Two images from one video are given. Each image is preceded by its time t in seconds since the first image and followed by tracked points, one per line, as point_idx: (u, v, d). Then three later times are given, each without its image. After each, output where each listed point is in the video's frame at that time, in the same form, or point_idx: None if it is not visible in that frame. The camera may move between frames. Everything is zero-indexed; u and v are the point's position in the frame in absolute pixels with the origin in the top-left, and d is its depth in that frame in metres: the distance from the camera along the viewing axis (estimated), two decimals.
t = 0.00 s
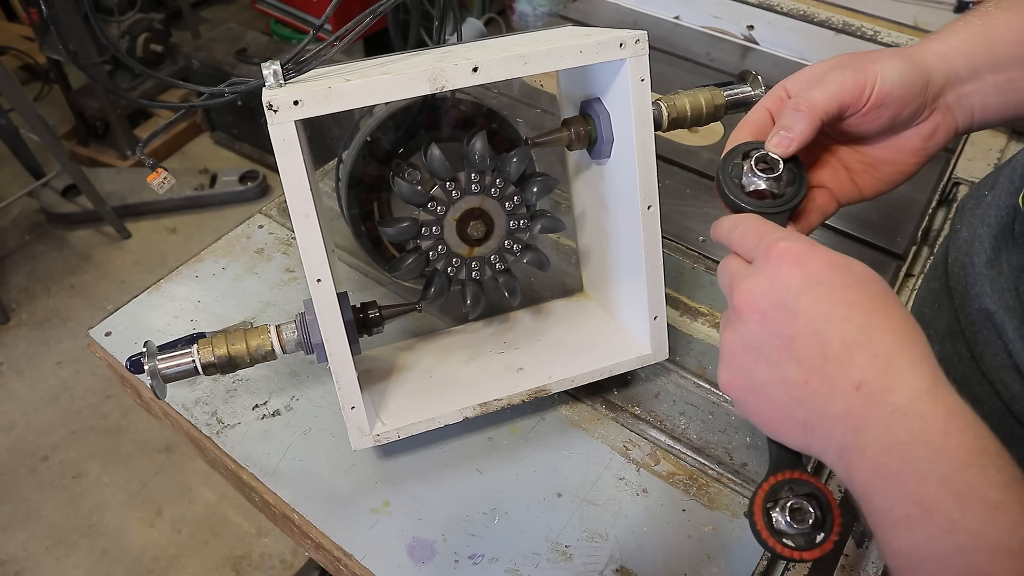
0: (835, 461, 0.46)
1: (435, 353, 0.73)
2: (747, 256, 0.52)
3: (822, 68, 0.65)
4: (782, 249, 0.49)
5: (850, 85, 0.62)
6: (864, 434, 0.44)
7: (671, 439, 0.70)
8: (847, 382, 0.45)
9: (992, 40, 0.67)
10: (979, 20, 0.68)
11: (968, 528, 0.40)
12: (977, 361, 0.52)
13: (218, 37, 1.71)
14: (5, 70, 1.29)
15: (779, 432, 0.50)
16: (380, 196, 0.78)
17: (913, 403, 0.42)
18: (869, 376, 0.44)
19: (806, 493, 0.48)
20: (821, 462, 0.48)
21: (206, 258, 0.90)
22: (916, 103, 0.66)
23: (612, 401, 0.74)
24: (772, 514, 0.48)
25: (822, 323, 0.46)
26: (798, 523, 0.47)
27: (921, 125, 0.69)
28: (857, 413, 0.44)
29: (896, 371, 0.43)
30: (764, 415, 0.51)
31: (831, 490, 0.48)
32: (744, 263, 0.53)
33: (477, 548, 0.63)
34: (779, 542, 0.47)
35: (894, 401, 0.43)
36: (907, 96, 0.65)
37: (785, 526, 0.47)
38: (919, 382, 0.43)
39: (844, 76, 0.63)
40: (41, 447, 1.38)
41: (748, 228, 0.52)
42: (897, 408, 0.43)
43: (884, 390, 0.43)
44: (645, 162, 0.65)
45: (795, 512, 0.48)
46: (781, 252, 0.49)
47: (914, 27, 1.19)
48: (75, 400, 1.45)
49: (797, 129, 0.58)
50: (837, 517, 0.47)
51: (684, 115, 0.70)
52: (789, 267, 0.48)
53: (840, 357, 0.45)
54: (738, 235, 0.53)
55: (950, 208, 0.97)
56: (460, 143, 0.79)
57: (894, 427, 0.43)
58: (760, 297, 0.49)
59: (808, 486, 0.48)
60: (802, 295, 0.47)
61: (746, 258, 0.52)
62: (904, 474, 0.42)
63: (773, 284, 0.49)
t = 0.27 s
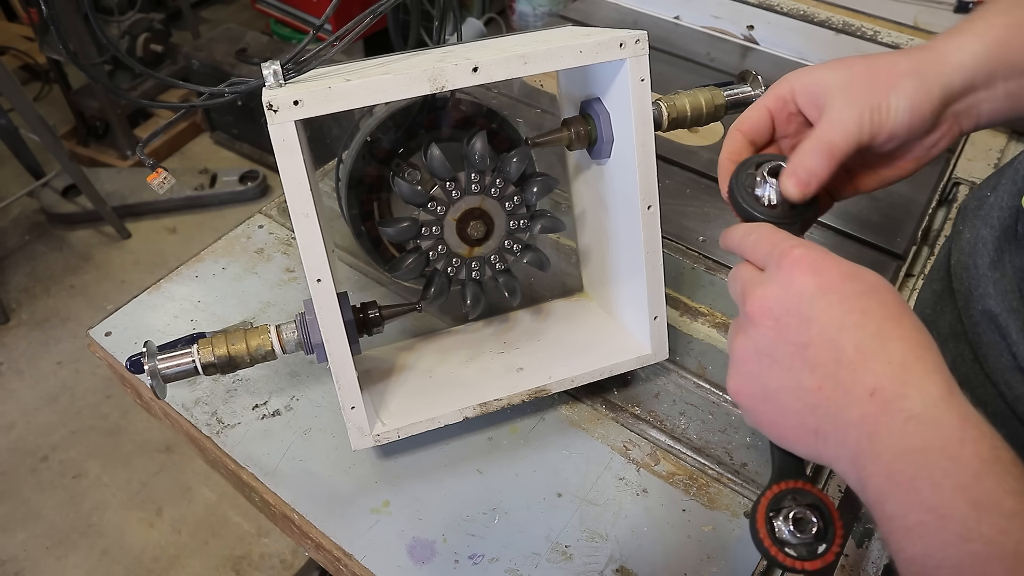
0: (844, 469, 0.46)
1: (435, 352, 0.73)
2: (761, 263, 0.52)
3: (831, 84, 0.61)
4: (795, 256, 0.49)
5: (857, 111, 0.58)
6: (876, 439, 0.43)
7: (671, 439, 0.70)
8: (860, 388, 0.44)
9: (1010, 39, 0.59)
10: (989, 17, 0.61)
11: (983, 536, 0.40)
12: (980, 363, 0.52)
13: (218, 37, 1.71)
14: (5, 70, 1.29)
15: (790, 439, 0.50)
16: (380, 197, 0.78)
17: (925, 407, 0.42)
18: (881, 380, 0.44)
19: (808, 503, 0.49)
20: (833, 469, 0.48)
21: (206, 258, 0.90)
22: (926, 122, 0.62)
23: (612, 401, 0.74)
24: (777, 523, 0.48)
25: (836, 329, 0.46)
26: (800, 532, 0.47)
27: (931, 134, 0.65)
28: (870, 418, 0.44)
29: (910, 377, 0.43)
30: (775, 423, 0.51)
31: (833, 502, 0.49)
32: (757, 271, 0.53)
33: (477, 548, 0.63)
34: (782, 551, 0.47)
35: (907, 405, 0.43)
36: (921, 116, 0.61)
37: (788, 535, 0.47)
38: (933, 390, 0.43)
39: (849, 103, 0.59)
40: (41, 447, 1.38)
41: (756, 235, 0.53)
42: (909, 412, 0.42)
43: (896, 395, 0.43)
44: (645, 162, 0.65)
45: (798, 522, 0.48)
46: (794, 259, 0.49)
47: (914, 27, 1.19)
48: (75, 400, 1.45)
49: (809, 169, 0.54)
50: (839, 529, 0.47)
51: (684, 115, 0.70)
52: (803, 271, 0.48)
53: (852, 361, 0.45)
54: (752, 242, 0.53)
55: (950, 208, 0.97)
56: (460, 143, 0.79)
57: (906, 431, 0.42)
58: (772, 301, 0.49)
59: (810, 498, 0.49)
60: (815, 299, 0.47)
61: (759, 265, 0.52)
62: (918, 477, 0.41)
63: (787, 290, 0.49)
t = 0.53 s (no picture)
0: (853, 478, 0.46)
1: (435, 353, 0.73)
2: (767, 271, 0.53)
3: (854, 74, 0.63)
4: (802, 266, 0.50)
5: (880, 100, 0.60)
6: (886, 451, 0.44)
7: (671, 439, 0.70)
8: (867, 399, 0.45)
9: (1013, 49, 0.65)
10: (1004, 18, 0.66)
11: (992, 548, 0.40)
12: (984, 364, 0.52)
13: (218, 37, 1.71)
14: (5, 70, 1.29)
15: (796, 449, 0.50)
16: (380, 197, 0.78)
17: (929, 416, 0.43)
18: (888, 391, 0.44)
19: (819, 508, 0.48)
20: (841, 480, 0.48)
21: (206, 258, 0.90)
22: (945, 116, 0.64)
23: (612, 401, 0.74)
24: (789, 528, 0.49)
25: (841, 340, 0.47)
26: (812, 539, 0.47)
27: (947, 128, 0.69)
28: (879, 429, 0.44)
29: (912, 387, 0.44)
30: (783, 433, 0.51)
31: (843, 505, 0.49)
32: (761, 278, 0.53)
33: (477, 548, 0.63)
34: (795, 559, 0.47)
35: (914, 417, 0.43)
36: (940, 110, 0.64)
37: (800, 542, 0.47)
38: (941, 401, 0.43)
39: (872, 93, 0.60)
40: (41, 447, 1.38)
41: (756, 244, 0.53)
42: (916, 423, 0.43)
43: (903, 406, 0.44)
44: (645, 162, 0.65)
45: (810, 528, 0.48)
46: (801, 269, 0.49)
47: (914, 27, 1.19)
48: (75, 400, 1.45)
49: (828, 166, 0.54)
50: (849, 532, 0.48)
51: (684, 115, 0.70)
52: (806, 284, 0.49)
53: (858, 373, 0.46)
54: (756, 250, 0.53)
55: (950, 208, 0.97)
56: (460, 143, 0.79)
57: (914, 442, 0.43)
58: (778, 313, 0.50)
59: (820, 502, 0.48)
60: (820, 311, 0.48)
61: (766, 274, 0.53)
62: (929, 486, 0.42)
63: (795, 300, 0.49)
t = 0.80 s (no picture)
0: (851, 494, 0.44)
1: (435, 353, 0.73)
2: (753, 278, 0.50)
3: (872, 65, 0.55)
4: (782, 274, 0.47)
5: (903, 99, 0.52)
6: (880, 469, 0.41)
7: (671, 439, 0.70)
8: (862, 414, 0.41)
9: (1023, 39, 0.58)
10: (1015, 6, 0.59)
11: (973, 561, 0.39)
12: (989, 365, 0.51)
13: (218, 37, 1.71)
14: (5, 70, 1.29)
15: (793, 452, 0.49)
16: (380, 197, 0.78)
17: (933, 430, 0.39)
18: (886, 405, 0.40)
19: (843, 508, 0.52)
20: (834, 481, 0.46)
21: (206, 258, 0.90)
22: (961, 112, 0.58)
23: (612, 401, 0.74)
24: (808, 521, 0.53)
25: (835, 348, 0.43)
26: (835, 538, 0.51)
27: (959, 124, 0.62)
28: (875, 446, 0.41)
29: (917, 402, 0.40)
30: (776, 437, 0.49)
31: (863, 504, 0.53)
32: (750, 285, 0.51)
33: (477, 548, 0.63)
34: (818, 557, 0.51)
35: (914, 435, 0.39)
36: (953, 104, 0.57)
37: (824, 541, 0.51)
38: (918, 408, 0.40)
39: (891, 88, 0.53)
40: (41, 447, 1.38)
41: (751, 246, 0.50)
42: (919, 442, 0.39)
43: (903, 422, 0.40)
44: (645, 162, 0.65)
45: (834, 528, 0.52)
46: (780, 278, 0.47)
47: (913, 26, 1.19)
48: (75, 400, 1.45)
49: (850, 160, 0.48)
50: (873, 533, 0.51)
51: (684, 115, 0.70)
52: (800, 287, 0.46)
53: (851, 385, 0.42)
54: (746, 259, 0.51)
55: (950, 208, 0.97)
56: (460, 143, 0.79)
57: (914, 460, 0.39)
58: (767, 319, 0.47)
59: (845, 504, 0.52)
60: (811, 316, 0.44)
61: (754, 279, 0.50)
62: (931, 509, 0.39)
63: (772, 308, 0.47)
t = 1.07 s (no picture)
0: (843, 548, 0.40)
1: (435, 352, 0.73)
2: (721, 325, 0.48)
3: (849, 109, 0.55)
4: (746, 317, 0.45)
5: (870, 148, 0.53)
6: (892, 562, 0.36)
7: (671, 439, 0.70)
8: (854, 472, 0.38)
9: None
10: None
11: None
12: (985, 367, 0.50)
13: (218, 37, 1.71)
14: (5, 70, 1.29)
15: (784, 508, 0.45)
16: (380, 197, 0.78)
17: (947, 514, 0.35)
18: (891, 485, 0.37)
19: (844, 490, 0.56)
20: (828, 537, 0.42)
21: (206, 258, 0.90)
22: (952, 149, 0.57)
23: (612, 401, 0.74)
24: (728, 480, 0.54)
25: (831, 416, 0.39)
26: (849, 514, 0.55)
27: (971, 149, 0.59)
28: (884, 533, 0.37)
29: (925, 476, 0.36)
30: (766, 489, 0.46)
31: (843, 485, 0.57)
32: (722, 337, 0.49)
33: (477, 548, 0.63)
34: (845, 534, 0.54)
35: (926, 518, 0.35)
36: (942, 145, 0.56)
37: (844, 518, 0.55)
38: (886, 444, 0.37)
39: (859, 137, 0.53)
40: (41, 447, 1.38)
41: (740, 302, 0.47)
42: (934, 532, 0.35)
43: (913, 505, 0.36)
44: (645, 162, 0.65)
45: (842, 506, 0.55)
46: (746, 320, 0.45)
47: (914, 26, 1.19)
48: (75, 400, 1.45)
49: (809, 193, 0.51)
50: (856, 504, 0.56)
51: (684, 115, 0.70)
52: (786, 347, 0.42)
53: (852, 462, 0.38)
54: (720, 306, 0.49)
55: (951, 207, 0.97)
56: (460, 144, 0.79)
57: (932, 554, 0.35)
58: (756, 381, 0.43)
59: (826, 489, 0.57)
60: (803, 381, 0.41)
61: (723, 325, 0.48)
62: None
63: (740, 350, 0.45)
